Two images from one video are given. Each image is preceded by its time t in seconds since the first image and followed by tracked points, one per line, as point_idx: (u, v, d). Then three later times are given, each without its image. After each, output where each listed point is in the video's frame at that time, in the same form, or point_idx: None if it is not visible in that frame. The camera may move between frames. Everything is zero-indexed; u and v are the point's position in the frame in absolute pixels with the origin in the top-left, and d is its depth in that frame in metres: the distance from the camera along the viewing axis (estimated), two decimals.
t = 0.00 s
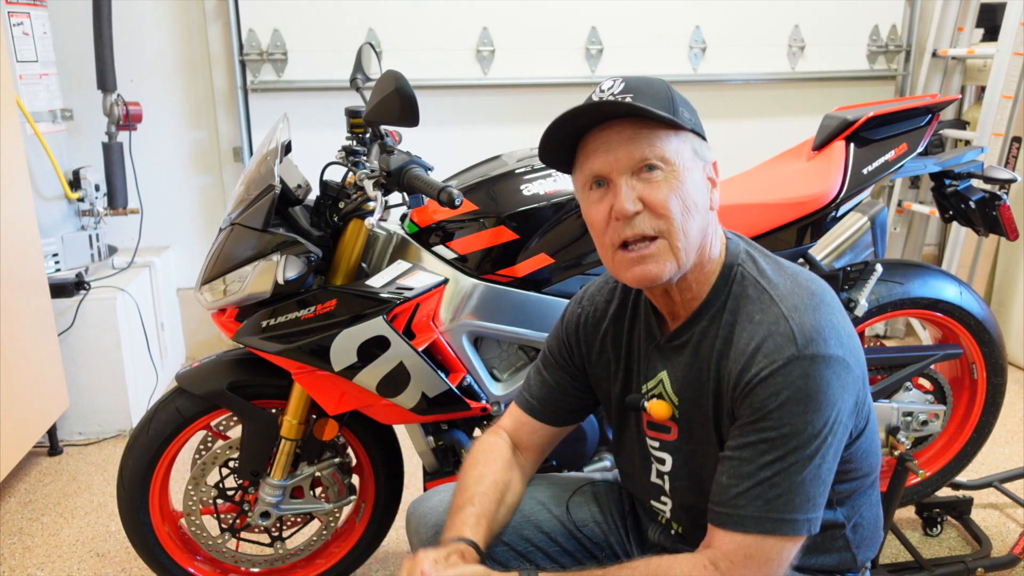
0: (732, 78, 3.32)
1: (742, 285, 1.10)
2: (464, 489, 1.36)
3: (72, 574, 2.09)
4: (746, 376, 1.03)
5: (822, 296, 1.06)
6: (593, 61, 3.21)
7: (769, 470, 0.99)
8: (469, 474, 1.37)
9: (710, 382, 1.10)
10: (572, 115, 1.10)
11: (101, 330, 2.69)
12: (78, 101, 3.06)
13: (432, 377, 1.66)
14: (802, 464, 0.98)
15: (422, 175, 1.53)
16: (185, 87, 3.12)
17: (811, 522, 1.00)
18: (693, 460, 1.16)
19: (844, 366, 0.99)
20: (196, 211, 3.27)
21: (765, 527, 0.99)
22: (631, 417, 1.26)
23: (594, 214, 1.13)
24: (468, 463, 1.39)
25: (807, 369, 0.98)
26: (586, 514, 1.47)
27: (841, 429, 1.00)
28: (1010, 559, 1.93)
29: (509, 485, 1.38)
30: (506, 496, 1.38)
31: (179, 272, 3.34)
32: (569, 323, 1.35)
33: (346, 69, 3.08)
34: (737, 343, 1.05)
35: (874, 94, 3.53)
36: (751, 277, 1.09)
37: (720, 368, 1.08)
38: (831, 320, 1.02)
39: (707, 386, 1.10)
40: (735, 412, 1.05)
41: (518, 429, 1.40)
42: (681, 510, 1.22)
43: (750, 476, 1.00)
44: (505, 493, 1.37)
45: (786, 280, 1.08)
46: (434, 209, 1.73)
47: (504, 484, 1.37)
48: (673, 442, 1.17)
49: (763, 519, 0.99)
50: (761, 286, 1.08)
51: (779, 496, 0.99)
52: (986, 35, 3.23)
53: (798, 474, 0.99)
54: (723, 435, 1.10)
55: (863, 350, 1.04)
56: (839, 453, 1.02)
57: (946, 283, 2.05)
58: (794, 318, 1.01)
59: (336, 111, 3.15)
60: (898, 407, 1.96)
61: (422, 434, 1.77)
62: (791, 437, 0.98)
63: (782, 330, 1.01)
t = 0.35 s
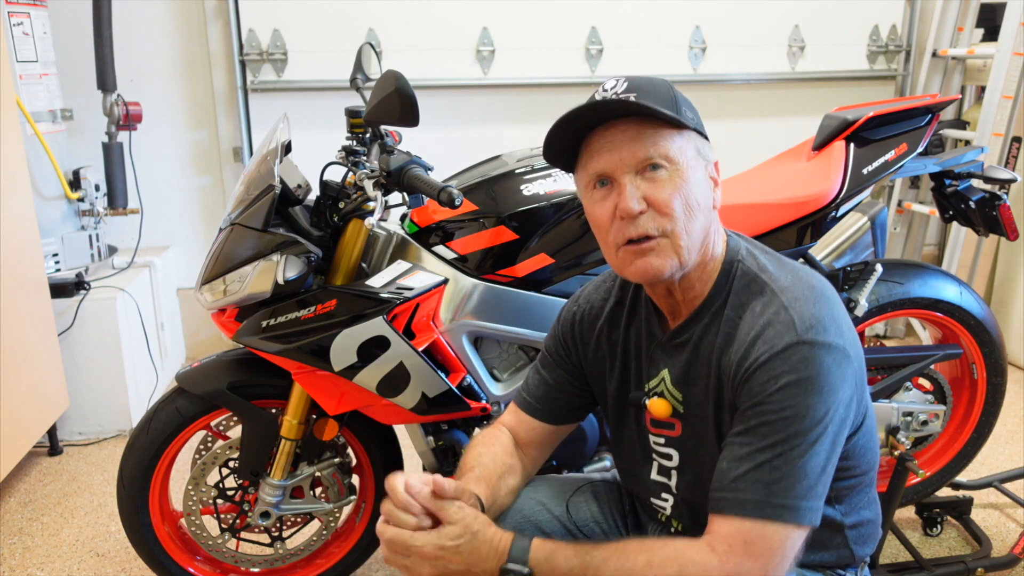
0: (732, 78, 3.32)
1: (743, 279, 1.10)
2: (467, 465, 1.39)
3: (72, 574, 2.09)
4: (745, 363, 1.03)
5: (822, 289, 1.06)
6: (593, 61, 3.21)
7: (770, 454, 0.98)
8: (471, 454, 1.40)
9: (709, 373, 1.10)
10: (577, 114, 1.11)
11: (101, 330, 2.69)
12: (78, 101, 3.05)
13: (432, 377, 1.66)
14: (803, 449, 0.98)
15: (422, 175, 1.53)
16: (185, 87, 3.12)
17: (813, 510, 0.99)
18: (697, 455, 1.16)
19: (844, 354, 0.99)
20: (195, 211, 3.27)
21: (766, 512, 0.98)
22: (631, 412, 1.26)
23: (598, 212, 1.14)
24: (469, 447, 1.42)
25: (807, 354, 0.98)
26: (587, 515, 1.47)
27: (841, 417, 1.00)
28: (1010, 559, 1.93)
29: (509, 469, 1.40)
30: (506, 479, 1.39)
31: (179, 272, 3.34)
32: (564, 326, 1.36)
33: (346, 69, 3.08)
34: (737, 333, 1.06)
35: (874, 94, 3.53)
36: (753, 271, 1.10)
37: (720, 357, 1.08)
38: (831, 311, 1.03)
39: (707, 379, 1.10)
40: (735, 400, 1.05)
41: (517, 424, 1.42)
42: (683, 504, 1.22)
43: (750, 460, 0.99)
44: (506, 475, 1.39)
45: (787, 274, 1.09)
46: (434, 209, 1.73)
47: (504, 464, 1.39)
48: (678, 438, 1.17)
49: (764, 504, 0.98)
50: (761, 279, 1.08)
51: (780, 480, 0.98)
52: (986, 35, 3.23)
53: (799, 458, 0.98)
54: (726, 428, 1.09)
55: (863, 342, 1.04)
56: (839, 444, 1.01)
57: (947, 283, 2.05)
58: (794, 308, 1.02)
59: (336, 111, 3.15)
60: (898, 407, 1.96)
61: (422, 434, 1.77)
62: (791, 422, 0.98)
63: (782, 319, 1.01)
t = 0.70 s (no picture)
0: (733, 78, 3.32)
1: (747, 309, 1.08)
2: (450, 509, 1.34)
3: (72, 574, 2.09)
4: (757, 404, 1.01)
5: (836, 316, 1.04)
6: (593, 61, 3.21)
7: (781, 504, 0.98)
8: (452, 491, 1.36)
9: (715, 408, 1.08)
10: (566, 146, 1.06)
11: (101, 330, 2.69)
12: (78, 101, 3.05)
13: (432, 377, 1.66)
14: (816, 498, 0.97)
15: (422, 176, 1.53)
16: (185, 87, 3.12)
17: (826, 557, 0.99)
18: (700, 486, 1.14)
19: (861, 392, 0.98)
20: (195, 211, 3.27)
21: (778, 565, 0.98)
22: (627, 445, 1.25)
23: (588, 248, 1.11)
24: (449, 483, 1.38)
25: (823, 398, 0.96)
26: (582, 523, 1.48)
27: (856, 458, 0.99)
28: (1010, 559, 1.93)
29: (490, 503, 1.37)
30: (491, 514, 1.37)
31: (179, 272, 3.34)
32: (548, 340, 1.35)
33: (346, 69, 3.08)
34: (748, 366, 1.04)
35: (874, 94, 3.54)
36: (758, 298, 1.08)
37: (728, 393, 1.07)
38: (847, 343, 1.01)
39: (713, 412, 1.09)
40: (744, 441, 1.04)
41: (493, 447, 1.40)
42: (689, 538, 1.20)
43: (761, 510, 0.99)
44: (489, 511, 1.36)
45: (795, 301, 1.07)
46: (433, 209, 1.73)
47: (487, 499, 1.36)
48: (679, 468, 1.16)
49: (775, 557, 0.98)
50: (770, 308, 1.06)
51: (792, 531, 0.98)
52: (986, 35, 3.23)
53: (811, 509, 0.97)
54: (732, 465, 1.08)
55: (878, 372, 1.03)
56: (852, 484, 1.01)
57: (947, 283, 2.05)
58: (809, 342, 1.00)
59: (336, 111, 3.15)
60: (898, 407, 1.96)
61: (422, 434, 1.77)
62: (805, 470, 0.97)
63: (797, 355, 1.00)
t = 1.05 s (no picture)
0: (733, 78, 3.32)
1: (748, 305, 1.08)
2: (460, 524, 1.33)
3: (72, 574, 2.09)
4: (766, 402, 1.01)
5: (835, 308, 1.05)
6: (593, 61, 3.21)
7: (801, 503, 0.98)
8: (459, 505, 1.35)
9: (721, 407, 1.09)
10: (565, 143, 1.07)
11: (101, 330, 2.69)
12: (78, 101, 3.05)
13: (432, 377, 1.66)
14: (833, 493, 0.97)
15: (422, 176, 1.53)
16: (185, 87, 3.12)
17: (847, 553, 0.99)
18: (702, 485, 1.15)
19: (866, 383, 0.98)
20: (195, 211, 3.27)
21: (804, 565, 0.98)
22: (630, 446, 1.26)
23: (587, 246, 1.11)
24: (453, 496, 1.37)
25: (831, 391, 0.96)
26: (585, 530, 1.48)
27: (866, 449, 0.99)
28: (1010, 559, 1.93)
29: (498, 516, 1.36)
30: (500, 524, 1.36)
31: (179, 272, 3.34)
32: (549, 343, 1.34)
33: (346, 69, 3.08)
34: (752, 364, 1.04)
35: (874, 94, 3.54)
36: (758, 294, 1.08)
37: (735, 393, 1.07)
38: (849, 334, 1.01)
39: (719, 411, 1.09)
40: (753, 440, 1.04)
41: (494, 457, 1.40)
42: (689, 536, 1.21)
43: (780, 511, 0.99)
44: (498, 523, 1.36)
45: (794, 295, 1.07)
46: (433, 209, 1.73)
47: (496, 510, 1.36)
48: (678, 471, 1.16)
49: (800, 557, 0.98)
50: (771, 303, 1.07)
51: (814, 529, 0.98)
52: (986, 35, 3.24)
53: (829, 504, 0.97)
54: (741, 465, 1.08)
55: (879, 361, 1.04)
56: (863, 477, 1.01)
57: (947, 283, 2.05)
58: (812, 335, 1.00)
59: (336, 111, 3.15)
60: (898, 407, 1.96)
61: (422, 433, 1.77)
62: (819, 465, 0.97)
63: (801, 349, 1.00)
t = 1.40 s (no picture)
0: (733, 78, 3.32)
1: (714, 298, 1.08)
2: (456, 518, 1.33)
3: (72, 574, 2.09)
4: (724, 395, 1.01)
5: (795, 302, 1.05)
6: (593, 60, 3.21)
7: (765, 495, 0.97)
8: (455, 500, 1.35)
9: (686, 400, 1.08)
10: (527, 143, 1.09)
11: (101, 330, 2.69)
12: (78, 101, 3.05)
13: (432, 377, 1.66)
14: (796, 483, 0.96)
15: (422, 175, 1.53)
16: (185, 87, 3.12)
17: (817, 544, 0.98)
18: (677, 478, 1.15)
19: (823, 375, 0.98)
20: (196, 211, 3.27)
21: (773, 558, 0.97)
22: (610, 435, 1.25)
23: (555, 240, 1.13)
24: (450, 492, 1.37)
25: (785, 383, 0.97)
26: (586, 527, 1.48)
27: (829, 441, 0.98)
28: (1010, 559, 1.93)
29: (497, 509, 1.37)
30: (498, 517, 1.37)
31: (179, 272, 3.34)
32: (541, 334, 1.34)
33: (346, 69, 3.08)
34: (712, 359, 1.04)
35: (874, 94, 3.53)
36: (723, 288, 1.08)
37: (698, 387, 1.06)
38: (805, 328, 1.01)
39: (684, 404, 1.09)
40: (717, 435, 1.03)
41: (493, 449, 1.40)
42: (673, 519, 1.21)
43: (746, 504, 0.99)
44: (496, 518, 1.36)
45: (756, 289, 1.07)
46: (433, 209, 1.73)
47: (493, 504, 1.36)
48: (655, 460, 1.15)
49: (770, 549, 0.97)
50: (734, 297, 1.06)
51: (780, 521, 0.97)
52: (986, 35, 3.24)
53: (793, 495, 0.96)
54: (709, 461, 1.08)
55: (840, 354, 1.03)
56: (829, 468, 1.00)
57: (946, 282, 2.05)
58: (768, 329, 1.00)
59: (335, 111, 3.15)
60: (898, 408, 1.96)
61: (422, 433, 1.77)
62: (778, 457, 0.96)
63: (756, 343, 1.00)
